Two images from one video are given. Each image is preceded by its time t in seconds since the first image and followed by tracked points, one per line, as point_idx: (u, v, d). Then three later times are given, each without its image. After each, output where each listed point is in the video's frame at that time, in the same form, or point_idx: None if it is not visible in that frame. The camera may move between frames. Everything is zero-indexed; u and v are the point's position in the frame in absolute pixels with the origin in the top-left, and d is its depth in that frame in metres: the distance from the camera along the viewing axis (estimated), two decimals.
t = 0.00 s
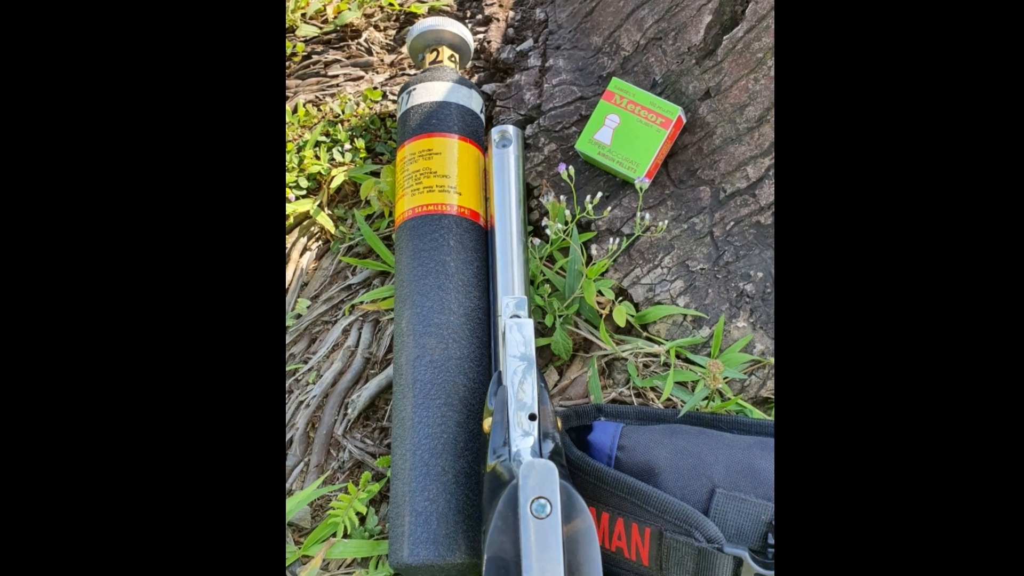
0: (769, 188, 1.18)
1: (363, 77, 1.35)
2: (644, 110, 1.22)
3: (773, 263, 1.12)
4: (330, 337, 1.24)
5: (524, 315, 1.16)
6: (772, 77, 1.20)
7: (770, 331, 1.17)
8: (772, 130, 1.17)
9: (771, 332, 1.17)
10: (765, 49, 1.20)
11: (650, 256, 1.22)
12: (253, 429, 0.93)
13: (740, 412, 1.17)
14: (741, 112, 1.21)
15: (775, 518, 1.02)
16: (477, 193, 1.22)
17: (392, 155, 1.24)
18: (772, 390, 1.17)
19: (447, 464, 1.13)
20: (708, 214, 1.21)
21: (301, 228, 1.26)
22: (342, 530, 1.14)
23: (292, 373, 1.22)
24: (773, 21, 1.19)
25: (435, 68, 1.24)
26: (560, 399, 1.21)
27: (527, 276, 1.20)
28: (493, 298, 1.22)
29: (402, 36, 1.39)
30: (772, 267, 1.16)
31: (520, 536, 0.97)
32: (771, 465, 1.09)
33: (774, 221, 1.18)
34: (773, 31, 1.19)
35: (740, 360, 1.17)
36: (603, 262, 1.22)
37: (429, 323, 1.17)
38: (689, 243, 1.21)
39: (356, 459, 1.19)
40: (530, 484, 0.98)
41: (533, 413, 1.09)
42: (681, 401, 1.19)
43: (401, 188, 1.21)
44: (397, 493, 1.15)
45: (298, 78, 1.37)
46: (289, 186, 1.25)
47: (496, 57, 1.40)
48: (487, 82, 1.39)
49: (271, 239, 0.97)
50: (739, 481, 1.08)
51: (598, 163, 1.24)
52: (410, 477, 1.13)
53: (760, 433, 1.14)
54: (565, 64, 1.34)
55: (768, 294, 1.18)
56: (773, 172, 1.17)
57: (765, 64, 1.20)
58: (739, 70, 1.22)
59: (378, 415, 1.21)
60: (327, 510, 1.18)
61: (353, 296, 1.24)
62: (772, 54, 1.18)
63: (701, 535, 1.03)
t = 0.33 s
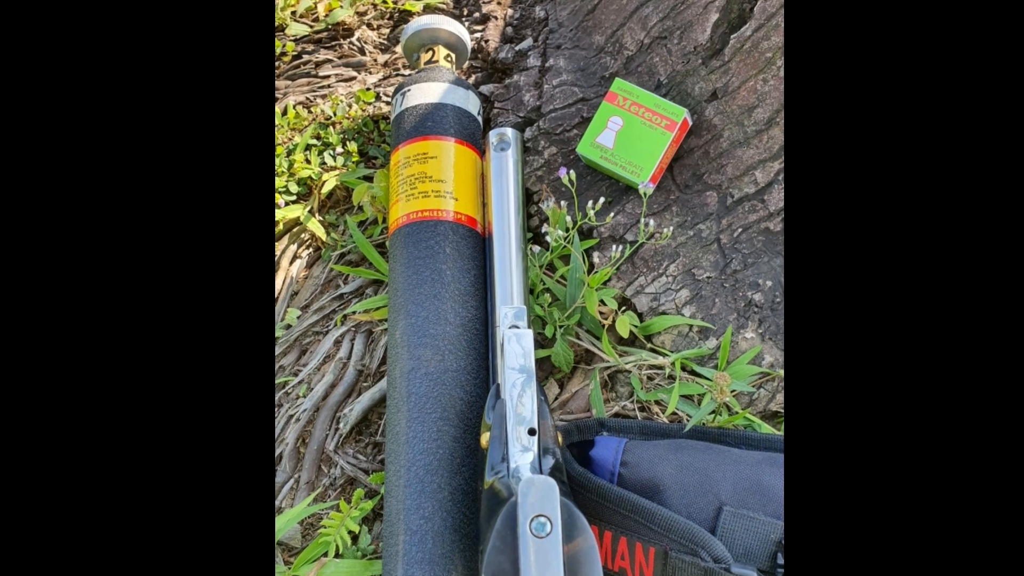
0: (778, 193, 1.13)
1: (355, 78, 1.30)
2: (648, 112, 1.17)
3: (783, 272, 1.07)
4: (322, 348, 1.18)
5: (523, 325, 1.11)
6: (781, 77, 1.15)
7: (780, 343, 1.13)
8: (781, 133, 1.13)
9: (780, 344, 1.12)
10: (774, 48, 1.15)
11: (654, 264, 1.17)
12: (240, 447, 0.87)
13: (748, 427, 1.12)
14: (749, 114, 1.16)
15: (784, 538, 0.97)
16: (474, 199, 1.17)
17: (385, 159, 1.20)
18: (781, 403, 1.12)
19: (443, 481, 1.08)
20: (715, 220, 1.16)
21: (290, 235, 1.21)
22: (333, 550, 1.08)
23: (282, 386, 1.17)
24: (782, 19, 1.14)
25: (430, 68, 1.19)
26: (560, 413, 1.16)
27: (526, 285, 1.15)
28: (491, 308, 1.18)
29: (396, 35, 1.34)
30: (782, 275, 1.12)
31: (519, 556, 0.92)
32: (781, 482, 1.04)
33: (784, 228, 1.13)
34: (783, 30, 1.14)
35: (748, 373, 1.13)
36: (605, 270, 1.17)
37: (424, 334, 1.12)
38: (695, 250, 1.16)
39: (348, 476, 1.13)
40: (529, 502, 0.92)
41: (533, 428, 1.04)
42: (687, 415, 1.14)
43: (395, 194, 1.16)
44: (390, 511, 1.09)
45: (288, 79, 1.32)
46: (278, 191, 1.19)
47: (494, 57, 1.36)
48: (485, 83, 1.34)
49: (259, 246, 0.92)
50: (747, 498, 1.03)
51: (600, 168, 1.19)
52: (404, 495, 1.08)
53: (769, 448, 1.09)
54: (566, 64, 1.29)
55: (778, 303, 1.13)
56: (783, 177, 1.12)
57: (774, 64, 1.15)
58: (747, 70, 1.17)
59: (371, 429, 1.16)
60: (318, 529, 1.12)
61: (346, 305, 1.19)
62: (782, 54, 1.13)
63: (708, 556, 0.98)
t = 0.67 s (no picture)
0: (789, 199, 1.09)
1: (347, 79, 1.25)
2: (653, 114, 1.12)
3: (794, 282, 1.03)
4: (312, 361, 1.13)
5: (522, 336, 1.06)
6: (792, 78, 1.10)
7: (790, 355, 1.08)
8: (792, 136, 1.08)
9: (791, 356, 1.08)
10: (785, 47, 1.10)
11: (659, 272, 1.12)
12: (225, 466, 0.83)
13: (757, 443, 1.08)
14: (758, 116, 1.11)
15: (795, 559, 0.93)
16: (471, 204, 1.13)
17: (379, 164, 1.15)
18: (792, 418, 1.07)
19: (439, 499, 1.03)
20: (722, 227, 1.11)
21: (279, 242, 1.16)
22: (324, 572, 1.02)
23: (270, 401, 1.11)
24: (793, 17, 1.09)
25: (425, 68, 1.14)
26: (561, 428, 1.11)
27: (526, 294, 1.10)
28: (489, 318, 1.13)
29: (389, 34, 1.29)
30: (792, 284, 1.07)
31: None
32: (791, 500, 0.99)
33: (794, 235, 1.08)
34: (793, 28, 1.09)
35: (757, 387, 1.08)
36: (608, 279, 1.12)
37: (419, 346, 1.07)
38: (702, 259, 1.12)
39: (339, 494, 1.08)
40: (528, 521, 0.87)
41: (533, 443, 0.99)
42: (693, 431, 1.09)
43: (389, 199, 1.12)
44: (383, 531, 1.04)
45: (277, 79, 1.27)
46: (267, 197, 1.14)
47: (492, 56, 1.31)
48: (482, 83, 1.29)
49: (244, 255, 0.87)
50: (756, 517, 0.98)
51: (603, 172, 1.14)
52: (397, 514, 1.03)
53: (778, 465, 1.04)
54: (567, 64, 1.25)
55: (788, 314, 1.08)
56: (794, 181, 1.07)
57: (785, 64, 1.10)
58: (755, 70, 1.12)
59: (363, 445, 1.11)
60: (308, 549, 1.06)
61: (337, 316, 1.14)
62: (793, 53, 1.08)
63: None
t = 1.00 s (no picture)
0: (800, 205, 1.04)
1: (338, 79, 1.21)
2: (658, 116, 1.07)
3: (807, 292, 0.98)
4: (302, 375, 1.08)
5: (521, 349, 1.01)
6: (803, 78, 1.05)
7: (802, 368, 1.03)
8: (804, 139, 1.03)
9: (802, 370, 1.03)
10: (796, 46, 1.05)
11: (664, 281, 1.07)
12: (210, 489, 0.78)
13: (767, 460, 1.03)
14: (768, 119, 1.06)
15: None
16: (468, 210, 1.08)
17: (371, 168, 1.10)
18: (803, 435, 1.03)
19: (434, 519, 0.98)
20: (730, 235, 1.07)
21: (267, 250, 1.11)
22: None
23: (258, 416, 1.06)
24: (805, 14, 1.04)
25: (420, 68, 1.09)
26: (562, 444, 1.06)
27: (525, 304, 1.05)
28: (487, 329, 1.08)
29: (382, 33, 1.24)
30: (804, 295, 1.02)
31: None
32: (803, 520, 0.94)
33: (805, 243, 1.03)
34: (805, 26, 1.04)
35: (767, 402, 1.03)
36: (611, 289, 1.06)
37: (413, 359, 1.02)
38: (709, 267, 1.07)
39: (330, 513, 1.03)
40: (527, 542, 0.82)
41: (532, 461, 0.94)
42: (700, 447, 1.04)
43: (382, 205, 1.07)
44: (376, 553, 0.99)
45: (265, 80, 1.22)
46: (254, 203, 1.09)
47: (489, 56, 1.26)
48: (480, 84, 1.25)
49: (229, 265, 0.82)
50: (765, 538, 0.92)
51: (606, 177, 1.09)
52: (391, 534, 0.98)
53: (788, 483, 0.99)
54: (568, 64, 1.20)
55: (799, 325, 1.03)
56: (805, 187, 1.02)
57: (796, 64, 1.05)
58: (765, 70, 1.07)
59: (355, 462, 1.06)
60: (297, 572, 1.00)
61: (328, 327, 1.09)
62: (805, 53, 1.03)
63: None
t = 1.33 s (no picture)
0: (812, 212, 0.99)
1: (329, 80, 1.16)
2: (663, 119, 1.03)
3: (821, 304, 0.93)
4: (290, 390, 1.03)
5: (520, 362, 0.96)
6: (815, 79, 1.00)
7: (814, 383, 0.99)
8: (816, 143, 0.99)
9: (814, 385, 0.98)
10: (808, 46, 1.01)
11: (669, 292, 1.02)
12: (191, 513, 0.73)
13: (777, 480, 0.98)
14: (779, 121, 1.02)
15: None
16: (464, 218, 1.03)
17: (363, 173, 1.05)
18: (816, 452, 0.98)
19: (429, 541, 0.93)
20: (739, 243, 1.02)
21: (254, 259, 1.06)
22: None
23: (244, 433, 1.01)
24: (817, 12, 1.00)
25: (414, 69, 1.05)
26: (562, 462, 1.01)
27: (524, 316, 1.00)
28: (484, 342, 1.03)
29: (374, 31, 1.19)
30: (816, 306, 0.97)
31: None
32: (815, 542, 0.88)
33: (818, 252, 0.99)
34: (817, 24, 1.00)
35: (778, 418, 0.98)
36: (615, 300, 1.01)
37: (407, 373, 0.98)
38: (717, 277, 1.02)
39: (320, 535, 0.97)
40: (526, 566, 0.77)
41: (531, 479, 0.89)
42: (707, 466, 0.99)
43: (374, 212, 1.02)
44: None
45: (252, 80, 1.17)
46: (240, 209, 1.04)
47: (486, 55, 1.21)
48: (476, 85, 1.20)
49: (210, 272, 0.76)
50: (776, 561, 0.87)
51: (609, 182, 1.04)
52: (383, 558, 0.93)
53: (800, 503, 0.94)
54: (569, 64, 1.15)
55: (811, 338, 0.99)
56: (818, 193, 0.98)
57: (808, 64, 1.01)
58: (776, 71, 1.03)
59: (346, 481, 1.01)
60: None
61: (318, 339, 1.04)
62: (818, 52, 0.98)
63: None
